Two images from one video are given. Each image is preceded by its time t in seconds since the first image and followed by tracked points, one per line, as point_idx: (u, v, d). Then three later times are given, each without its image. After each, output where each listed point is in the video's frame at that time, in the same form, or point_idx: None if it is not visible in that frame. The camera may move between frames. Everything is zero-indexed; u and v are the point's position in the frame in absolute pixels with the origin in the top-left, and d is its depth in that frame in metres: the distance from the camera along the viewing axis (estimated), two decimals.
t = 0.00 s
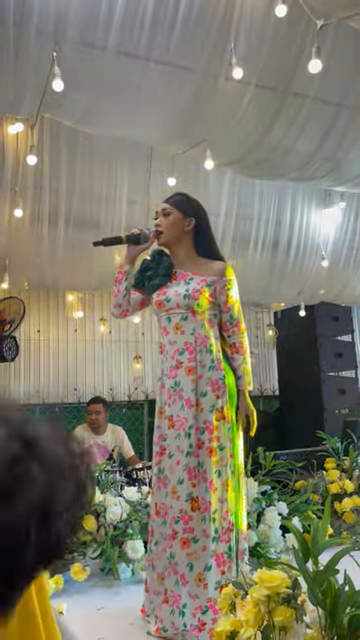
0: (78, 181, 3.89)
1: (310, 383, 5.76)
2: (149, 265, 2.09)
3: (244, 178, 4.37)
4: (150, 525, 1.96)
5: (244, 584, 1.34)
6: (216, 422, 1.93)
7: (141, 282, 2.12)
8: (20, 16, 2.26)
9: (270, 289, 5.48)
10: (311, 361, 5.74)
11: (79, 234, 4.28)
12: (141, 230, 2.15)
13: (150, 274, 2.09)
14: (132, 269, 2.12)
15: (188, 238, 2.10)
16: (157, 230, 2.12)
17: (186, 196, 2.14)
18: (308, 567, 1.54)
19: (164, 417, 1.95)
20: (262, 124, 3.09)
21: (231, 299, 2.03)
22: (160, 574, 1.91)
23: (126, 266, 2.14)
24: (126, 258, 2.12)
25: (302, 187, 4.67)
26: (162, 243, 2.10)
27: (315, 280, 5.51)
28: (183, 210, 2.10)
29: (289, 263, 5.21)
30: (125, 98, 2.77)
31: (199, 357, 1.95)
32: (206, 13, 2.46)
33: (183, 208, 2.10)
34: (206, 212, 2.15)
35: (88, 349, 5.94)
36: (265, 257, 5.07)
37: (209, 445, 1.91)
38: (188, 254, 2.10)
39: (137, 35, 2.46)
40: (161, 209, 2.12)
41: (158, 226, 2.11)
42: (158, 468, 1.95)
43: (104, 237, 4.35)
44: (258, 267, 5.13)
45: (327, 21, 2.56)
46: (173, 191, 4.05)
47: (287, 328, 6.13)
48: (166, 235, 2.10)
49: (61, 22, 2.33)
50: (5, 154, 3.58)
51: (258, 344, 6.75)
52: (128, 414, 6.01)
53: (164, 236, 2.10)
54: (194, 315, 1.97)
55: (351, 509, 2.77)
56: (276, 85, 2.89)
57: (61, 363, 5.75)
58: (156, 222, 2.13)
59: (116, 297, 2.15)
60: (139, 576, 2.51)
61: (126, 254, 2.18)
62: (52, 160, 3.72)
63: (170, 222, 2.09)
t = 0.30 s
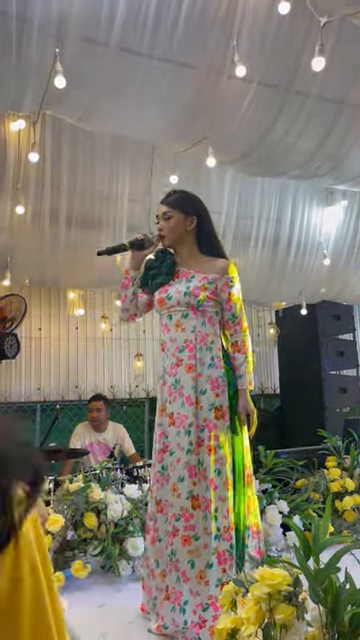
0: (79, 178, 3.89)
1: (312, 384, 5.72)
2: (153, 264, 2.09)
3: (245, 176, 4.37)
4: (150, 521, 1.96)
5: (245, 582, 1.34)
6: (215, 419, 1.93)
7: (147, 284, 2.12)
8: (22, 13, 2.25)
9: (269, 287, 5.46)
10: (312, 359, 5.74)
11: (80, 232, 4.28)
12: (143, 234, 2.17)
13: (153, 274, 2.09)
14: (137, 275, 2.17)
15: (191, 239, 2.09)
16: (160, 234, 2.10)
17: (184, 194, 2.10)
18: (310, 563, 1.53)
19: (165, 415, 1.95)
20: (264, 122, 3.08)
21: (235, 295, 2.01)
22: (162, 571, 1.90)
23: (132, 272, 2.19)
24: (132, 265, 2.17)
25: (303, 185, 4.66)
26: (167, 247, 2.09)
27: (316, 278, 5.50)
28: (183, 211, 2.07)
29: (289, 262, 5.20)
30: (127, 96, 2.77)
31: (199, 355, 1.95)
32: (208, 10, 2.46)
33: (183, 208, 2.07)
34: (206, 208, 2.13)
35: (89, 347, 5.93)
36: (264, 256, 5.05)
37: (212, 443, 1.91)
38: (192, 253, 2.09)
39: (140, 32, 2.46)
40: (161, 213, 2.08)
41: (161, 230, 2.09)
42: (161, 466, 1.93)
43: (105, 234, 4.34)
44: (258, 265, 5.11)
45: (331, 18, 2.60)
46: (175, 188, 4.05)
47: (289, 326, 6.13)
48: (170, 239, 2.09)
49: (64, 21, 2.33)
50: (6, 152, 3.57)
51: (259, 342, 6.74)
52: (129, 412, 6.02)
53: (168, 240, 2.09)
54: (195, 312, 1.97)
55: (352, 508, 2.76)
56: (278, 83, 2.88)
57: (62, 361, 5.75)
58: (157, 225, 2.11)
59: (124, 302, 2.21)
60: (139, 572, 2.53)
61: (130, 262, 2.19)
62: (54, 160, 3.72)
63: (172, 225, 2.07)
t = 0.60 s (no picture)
0: (83, 175, 3.89)
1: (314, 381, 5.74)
2: (156, 264, 2.10)
3: (248, 172, 4.36)
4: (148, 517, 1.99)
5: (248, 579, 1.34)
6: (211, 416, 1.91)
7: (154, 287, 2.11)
8: (26, 9, 2.25)
9: (269, 286, 5.42)
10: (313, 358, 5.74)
11: (83, 229, 4.26)
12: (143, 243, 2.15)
13: (158, 273, 2.10)
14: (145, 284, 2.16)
15: (194, 237, 2.08)
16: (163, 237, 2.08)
17: (179, 193, 2.06)
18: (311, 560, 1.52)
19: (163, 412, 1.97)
20: (268, 120, 3.07)
21: (230, 291, 1.97)
22: (161, 564, 1.93)
23: (139, 283, 2.18)
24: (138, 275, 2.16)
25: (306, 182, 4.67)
26: (172, 250, 2.08)
27: (317, 278, 5.47)
28: (183, 210, 2.04)
29: (290, 260, 5.19)
30: (130, 93, 2.76)
31: (196, 352, 1.95)
32: (212, 7, 2.46)
33: (182, 207, 2.04)
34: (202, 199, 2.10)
35: (91, 345, 5.93)
36: (265, 254, 5.03)
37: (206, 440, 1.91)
38: (197, 251, 2.08)
39: (143, 29, 2.45)
40: (160, 217, 2.05)
41: (164, 233, 2.07)
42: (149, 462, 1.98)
43: (107, 233, 4.32)
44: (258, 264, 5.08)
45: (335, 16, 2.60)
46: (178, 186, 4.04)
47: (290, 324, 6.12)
48: (174, 241, 2.07)
49: (67, 18, 2.33)
50: (9, 149, 3.58)
51: (261, 340, 6.73)
52: (130, 410, 6.02)
53: (172, 243, 2.07)
54: (192, 309, 1.98)
55: (353, 506, 2.76)
56: (281, 80, 2.87)
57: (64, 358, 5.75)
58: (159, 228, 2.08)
59: (137, 312, 2.19)
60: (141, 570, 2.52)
61: (136, 272, 2.19)
62: (57, 157, 3.73)
63: (174, 227, 2.05)
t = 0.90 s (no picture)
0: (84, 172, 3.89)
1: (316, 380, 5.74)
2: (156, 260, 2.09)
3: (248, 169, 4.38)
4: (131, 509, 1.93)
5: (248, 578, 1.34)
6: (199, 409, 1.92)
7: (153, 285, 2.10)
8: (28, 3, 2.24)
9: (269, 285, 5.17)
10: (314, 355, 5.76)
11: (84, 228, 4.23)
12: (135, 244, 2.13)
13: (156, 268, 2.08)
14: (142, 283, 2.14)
15: (189, 230, 2.04)
16: (157, 234, 2.04)
17: (170, 187, 2.03)
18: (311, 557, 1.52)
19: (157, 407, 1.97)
20: (269, 118, 3.07)
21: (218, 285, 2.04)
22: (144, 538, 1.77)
23: (137, 283, 2.15)
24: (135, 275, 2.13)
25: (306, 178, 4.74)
26: (167, 245, 2.04)
27: (318, 278, 5.45)
28: (174, 205, 1.98)
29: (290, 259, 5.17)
30: (132, 92, 2.74)
31: (185, 348, 1.99)
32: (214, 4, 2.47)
33: (174, 202, 1.99)
34: (193, 193, 2.09)
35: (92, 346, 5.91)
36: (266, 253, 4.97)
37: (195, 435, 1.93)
38: (190, 247, 2.08)
39: (144, 24, 2.46)
40: (151, 213, 1.99)
41: (158, 231, 2.03)
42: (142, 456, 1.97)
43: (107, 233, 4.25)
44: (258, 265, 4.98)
45: (337, 13, 2.68)
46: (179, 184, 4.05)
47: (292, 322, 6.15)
48: (167, 237, 2.03)
49: (69, 13, 2.33)
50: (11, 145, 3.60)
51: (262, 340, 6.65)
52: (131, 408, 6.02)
53: (166, 240, 2.04)
54: (181, 306, 2.05)
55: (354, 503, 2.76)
56: (283, 77, 2.86)
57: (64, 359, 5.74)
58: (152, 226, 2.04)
59: (139, 311, 2.20)
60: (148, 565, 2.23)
61: (134, 273, 2.13)
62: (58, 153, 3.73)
63: (166, 221, 1.99)
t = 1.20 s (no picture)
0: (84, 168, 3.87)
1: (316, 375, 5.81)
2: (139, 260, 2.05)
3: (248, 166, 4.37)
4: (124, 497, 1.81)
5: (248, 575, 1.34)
6: (186, 410, 1.83)
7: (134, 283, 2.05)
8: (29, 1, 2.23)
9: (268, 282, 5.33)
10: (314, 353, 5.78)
11: (85, 223, 4.23)
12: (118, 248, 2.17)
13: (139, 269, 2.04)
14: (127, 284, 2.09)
15: (169, 229, 2.02)
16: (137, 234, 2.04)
17: (150, 186, 2.03)
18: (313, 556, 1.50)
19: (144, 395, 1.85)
20: (271, 115, 3.07)
21: (198, 280, 1.92)
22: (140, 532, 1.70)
23: (122, 283, 2.10)
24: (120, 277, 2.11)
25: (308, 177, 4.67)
26: (147, 245, 2.02)
27: (319, 275, 5.46)
28: (148, 202, 2.01)
29: (290, 256, 5.17)
30: (133, 89, 2.74)
31: (165, 343, 1.89)
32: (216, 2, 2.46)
33: (148, 199, 2.01)
34: (173, 191, 2.07)
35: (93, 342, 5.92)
36: (264, 251, 5.00)
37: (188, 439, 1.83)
38: (169, 240, 2.02)
39: (146, 20, 2.45)
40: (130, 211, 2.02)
41: (137, 230, 2.03)
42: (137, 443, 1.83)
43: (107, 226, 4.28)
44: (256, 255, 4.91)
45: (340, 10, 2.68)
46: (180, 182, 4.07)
47: (292, 320, 6.13)
48: (147, 235, 2.02)
49: (70, 10, 2.33)
50: (11, 140, 3.59)
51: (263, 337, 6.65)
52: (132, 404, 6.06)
53: (147, 239, 2.02)
54: (158, 303, 1.94)
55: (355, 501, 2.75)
56: (284, 74, 2.85)
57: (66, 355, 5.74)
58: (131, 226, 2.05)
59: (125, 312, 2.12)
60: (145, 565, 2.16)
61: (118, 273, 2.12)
62: (59, 150, 3.75)
63: (144, 219, 2.01)
